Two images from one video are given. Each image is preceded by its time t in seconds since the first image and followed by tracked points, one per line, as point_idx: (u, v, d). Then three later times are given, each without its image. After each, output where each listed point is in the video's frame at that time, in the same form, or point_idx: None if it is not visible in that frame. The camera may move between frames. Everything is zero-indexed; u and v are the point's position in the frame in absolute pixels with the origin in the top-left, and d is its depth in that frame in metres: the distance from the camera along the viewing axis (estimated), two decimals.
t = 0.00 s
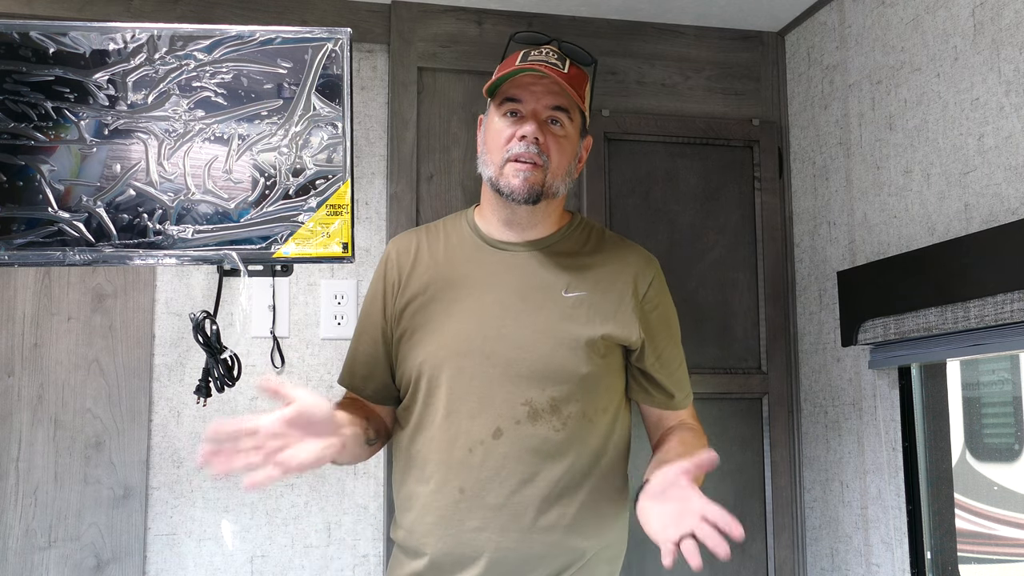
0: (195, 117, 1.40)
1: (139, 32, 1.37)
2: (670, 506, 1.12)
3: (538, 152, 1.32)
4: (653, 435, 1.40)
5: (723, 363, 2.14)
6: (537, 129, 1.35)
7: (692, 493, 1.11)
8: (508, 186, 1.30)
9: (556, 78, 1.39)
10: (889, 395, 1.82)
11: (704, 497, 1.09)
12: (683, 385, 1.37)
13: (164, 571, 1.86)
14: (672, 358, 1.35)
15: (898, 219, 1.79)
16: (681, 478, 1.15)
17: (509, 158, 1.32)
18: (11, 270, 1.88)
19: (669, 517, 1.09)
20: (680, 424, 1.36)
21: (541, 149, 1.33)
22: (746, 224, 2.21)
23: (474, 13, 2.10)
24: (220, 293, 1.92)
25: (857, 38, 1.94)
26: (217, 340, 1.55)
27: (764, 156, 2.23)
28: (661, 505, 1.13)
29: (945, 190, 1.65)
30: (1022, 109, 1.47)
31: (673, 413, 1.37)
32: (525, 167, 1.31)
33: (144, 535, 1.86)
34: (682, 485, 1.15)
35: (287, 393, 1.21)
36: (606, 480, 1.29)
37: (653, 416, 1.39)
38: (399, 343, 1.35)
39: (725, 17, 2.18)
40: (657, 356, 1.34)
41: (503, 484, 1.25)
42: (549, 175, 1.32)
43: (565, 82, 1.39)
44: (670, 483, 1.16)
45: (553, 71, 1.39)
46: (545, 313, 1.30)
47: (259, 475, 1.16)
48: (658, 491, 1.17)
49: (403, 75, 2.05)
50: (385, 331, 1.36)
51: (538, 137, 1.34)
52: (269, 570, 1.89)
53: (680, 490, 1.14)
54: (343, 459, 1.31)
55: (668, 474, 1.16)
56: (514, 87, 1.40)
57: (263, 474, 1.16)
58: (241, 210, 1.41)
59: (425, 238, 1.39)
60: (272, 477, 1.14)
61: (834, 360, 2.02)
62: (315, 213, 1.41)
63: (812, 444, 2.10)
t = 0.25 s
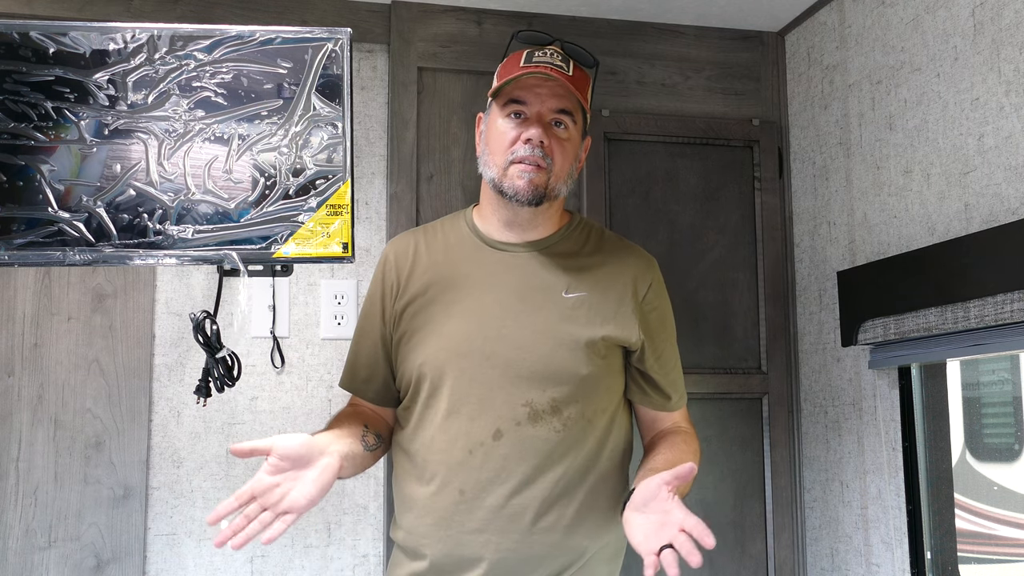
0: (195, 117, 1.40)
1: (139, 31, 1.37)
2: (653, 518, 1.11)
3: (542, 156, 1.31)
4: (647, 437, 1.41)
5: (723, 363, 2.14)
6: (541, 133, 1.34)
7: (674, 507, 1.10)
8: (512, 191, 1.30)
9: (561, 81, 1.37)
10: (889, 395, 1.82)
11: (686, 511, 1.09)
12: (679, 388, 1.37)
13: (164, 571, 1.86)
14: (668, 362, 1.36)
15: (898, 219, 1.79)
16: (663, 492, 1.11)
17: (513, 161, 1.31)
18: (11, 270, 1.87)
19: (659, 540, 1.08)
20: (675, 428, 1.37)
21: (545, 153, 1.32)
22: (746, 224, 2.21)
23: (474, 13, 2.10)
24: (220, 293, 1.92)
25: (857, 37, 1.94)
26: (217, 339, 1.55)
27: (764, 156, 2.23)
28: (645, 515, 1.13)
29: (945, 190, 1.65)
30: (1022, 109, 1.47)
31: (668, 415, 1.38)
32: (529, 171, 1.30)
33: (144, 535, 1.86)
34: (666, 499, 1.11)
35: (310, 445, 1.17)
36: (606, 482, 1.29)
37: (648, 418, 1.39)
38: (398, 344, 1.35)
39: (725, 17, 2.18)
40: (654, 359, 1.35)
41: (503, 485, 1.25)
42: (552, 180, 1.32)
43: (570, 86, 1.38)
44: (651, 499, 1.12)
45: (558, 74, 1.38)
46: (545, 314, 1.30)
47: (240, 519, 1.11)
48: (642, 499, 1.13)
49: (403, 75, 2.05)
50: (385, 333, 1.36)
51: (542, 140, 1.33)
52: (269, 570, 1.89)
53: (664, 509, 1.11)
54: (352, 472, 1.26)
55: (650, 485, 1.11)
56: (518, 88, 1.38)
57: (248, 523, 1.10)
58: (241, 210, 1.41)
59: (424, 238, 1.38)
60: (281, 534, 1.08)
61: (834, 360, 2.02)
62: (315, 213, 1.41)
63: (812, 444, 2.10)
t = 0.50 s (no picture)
0: (195, 117, 1.40)
1: (139, 32, 1.37)
2: (645, 521, 1.11)
3: (541, 159, 1.31)
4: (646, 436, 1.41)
5: (723, 363, 2.14)
6: (540, 136, 1.34)
7: (666, 510, 1.10)
8: (511, 194, 1.30)
9: (560, 84, 1.37)
10: (889, 395, 1.82)
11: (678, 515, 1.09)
12: (679, 386, 1.37)
13: (164, 571, 1.86)
14: (668, 360, 1.36)
15: (898, 219, 1.79)
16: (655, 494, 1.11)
17: (512, 165, 1.31)
18: (12, 270, 1.88)
19: (649, 542, 1.08)
20: (674, 427, 1.37)
21: (544, 156, 1.32)
22: (746, 224, 2.21)
23: (474, 13, 2.10)
24: (220, 293, 1.92)
25: (857, 38, 1.94)
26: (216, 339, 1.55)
27: (764, 156, 2.23)
28: (636, 518, 1.13)
29: (945, 190, 1.65)
30: (1022, 109, 1.47)
31: (669, 414, 1.38)
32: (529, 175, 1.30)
33: (144, 535, 1.86)
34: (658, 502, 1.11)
35: (309, 441, 1.18)
36: (605, 482, 1.29)
37: (647, 416, 1.40)
38: (397, 345, 1.35)
39: (725, 17, 2.18)
40: (654, 358, 1.35)
41: (503, 485, 1.25)
42: (551, 183, 1.32)
43: (569, 89, 1.38)
44: (644, 500, 1.12)
45: (557, 77, 1.37)
46: (543, 314, 1.30)
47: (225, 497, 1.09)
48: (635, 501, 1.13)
49: (403, 75, 2.05)
50: (384, 333, 1.36)
51: (542, 143, 1.33)
52: (269, 570, 1.89)
53: (656, 511, 1.11)
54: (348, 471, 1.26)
55: (643, 487, 1.11)
56: (517, 91, 1.38)
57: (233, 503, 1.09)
58: (241, 210, 1.41)
59: (423, 239, 1.39)
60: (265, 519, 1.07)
61: (834, 360, 2.02)
62: (315, 213, 1.41)
63: (812, 444, 2.10)
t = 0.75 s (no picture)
0: (195, 117, 1.40)
1: (139, 31, 1.37)
2: (648, 522, 1.11)
3: (539, 160, 1.31)
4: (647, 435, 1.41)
5: (724, 363, 2.14)
6: (539, 138, 1.34)
7: (669, 512, 1.10)
8: (509, 196, 1.30)
9: (558, 85, 1.37)
10: (889, 395, 1.82)
11: (681, 516, 1.09)
12: (679, 385, 1.37)
13: (164, 571, 1.86)
14: (667, 359, 1.36)
15: (898, 219, 1.79)
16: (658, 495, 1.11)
17: (511, 166, 1.31)
18: (11, 270, 1.88)
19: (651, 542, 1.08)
20: (674, 427, 1.37)
21: (543, 157, 1.32)
22: (746, 224, 2.21)
23: (474, 13, 2.10)
24: (220, 293, 1.92)
25: (857, 37, 1.94)
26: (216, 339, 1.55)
27: (764, 156, 2.23)
28: (640, 519, 1.12)
29: (945, 190, 1.65)
30: (1021, 109, 1.47)
31: (669, 413, 1.38)
32: (527, 176, 1.30)
33: (144, 535, 1.86)
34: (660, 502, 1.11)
35: (301, 435, 1.19)
36: (605, 481, 1.29)
37: (647, 416, 1.40)
38: (397, 345, 1.35)
39: (725, 17, 2.18)
40: (653, 358, 1.35)
41: (502, 485, 1.25)
42: (550, 184, 1.32)
43: (567, 90, 1.38)
44: (646, 502, 1.12)
45: (555, 78, 1.37)
46: (542, 314, 1.30)
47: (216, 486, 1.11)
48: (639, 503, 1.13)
49: (403, 75, 2.05)
50: (383, 333, 1.36)
51: (540, 145, 1.33)
52: (269, 570, 1.89)
53: (659, 512, 1.11)
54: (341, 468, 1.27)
55: (645, 487, 1.11)
56: (515, 92, 1.38)
57: (221, 490, 1.10)
58: (241, 210, 1.41)
59: (422, 239, 1.39)
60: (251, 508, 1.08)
61: (834, 360, 2.02)
62: (315, 213, 1.41)
63: (812, 444, 2.10)
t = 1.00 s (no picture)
0: (195, 117, 1.40)
1: (139, 31, 1.37)
2: (644, 525, 1.11)
3: (541, 163, 1.31)
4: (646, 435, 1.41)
5: (724, 363, 2.14)
6: (541, 141, 1.34)
7: (665, 516, 1.10)
8: (511, 199, 1.30)
9: (561, 87, 1.36)
10: (889, 395, 1.82)
11: (676, 520, 1.10)
12: (678, 385, 1.37)
13: (164, 571, 1.86)
14: (666, 358, 1.36)
15: (898, 219, 1.79)
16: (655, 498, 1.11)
17: (512, 169, 1.31)
18: (11, 270, 1.88)
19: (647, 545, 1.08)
20: (673, 425, 1.37)
21: (544, 160, 1.32)
22: (746, 224, 2.21)
23: (474, 13, 2.10)
24: (220, 293, 1.92)
25: (857, 37, 1.94)
26: (217, 339, 1.55)
27: (764, 156, 2.23)
28: (635, 522, 1.13)
29: (945, 190, 1.65)
30: (1022, 109, 1.47)
31: (668, 412, 1.38)
32: (528, 179, 1.30)
33: (144, 535, 1.86)
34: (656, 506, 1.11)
35: (302, 440, 1.19)
36: (605, 481, 1.29)
37: (646, 415, 1.40)
38: (397, 346, 1.35)
39: (725, 17, 2.18)
40: (653, 357, 1.35)
41: (502, 485, 1.25)
42: (551, 187, 1.32)
43: (569, 92, 1.37)
44: (643, 505, 1.12)
45: (557, 81, 1.37)
46: (541, 313, 1.30)
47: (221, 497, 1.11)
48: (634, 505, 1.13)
49: (403, 75, 2.05)
50: (383, 334, 1.36)
51: (542, 148, 1.33)
52: (269, 570, 1.89)
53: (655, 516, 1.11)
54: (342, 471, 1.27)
55: (642, 491, 1.11)
56: (518, 94, 1.38)
57: (226, 500, 1.11)
58: (241, 210, 1.41)
59: (422, 239, 1.39)
60: (256, 515, 1.08)
61: (834, 360, 2.02)
62: (315, 213, 1.41)
63: (812, 444, 2.10)
